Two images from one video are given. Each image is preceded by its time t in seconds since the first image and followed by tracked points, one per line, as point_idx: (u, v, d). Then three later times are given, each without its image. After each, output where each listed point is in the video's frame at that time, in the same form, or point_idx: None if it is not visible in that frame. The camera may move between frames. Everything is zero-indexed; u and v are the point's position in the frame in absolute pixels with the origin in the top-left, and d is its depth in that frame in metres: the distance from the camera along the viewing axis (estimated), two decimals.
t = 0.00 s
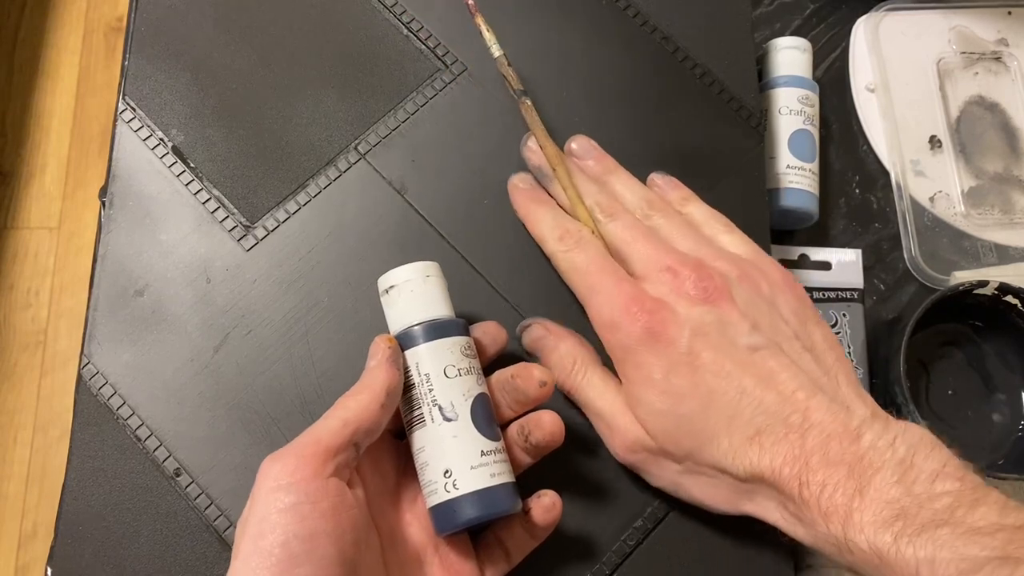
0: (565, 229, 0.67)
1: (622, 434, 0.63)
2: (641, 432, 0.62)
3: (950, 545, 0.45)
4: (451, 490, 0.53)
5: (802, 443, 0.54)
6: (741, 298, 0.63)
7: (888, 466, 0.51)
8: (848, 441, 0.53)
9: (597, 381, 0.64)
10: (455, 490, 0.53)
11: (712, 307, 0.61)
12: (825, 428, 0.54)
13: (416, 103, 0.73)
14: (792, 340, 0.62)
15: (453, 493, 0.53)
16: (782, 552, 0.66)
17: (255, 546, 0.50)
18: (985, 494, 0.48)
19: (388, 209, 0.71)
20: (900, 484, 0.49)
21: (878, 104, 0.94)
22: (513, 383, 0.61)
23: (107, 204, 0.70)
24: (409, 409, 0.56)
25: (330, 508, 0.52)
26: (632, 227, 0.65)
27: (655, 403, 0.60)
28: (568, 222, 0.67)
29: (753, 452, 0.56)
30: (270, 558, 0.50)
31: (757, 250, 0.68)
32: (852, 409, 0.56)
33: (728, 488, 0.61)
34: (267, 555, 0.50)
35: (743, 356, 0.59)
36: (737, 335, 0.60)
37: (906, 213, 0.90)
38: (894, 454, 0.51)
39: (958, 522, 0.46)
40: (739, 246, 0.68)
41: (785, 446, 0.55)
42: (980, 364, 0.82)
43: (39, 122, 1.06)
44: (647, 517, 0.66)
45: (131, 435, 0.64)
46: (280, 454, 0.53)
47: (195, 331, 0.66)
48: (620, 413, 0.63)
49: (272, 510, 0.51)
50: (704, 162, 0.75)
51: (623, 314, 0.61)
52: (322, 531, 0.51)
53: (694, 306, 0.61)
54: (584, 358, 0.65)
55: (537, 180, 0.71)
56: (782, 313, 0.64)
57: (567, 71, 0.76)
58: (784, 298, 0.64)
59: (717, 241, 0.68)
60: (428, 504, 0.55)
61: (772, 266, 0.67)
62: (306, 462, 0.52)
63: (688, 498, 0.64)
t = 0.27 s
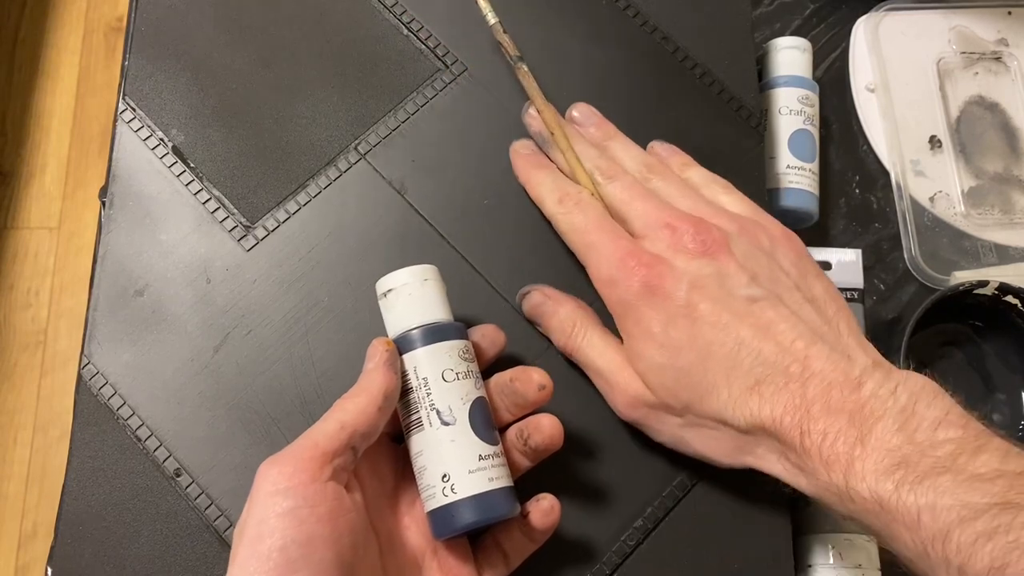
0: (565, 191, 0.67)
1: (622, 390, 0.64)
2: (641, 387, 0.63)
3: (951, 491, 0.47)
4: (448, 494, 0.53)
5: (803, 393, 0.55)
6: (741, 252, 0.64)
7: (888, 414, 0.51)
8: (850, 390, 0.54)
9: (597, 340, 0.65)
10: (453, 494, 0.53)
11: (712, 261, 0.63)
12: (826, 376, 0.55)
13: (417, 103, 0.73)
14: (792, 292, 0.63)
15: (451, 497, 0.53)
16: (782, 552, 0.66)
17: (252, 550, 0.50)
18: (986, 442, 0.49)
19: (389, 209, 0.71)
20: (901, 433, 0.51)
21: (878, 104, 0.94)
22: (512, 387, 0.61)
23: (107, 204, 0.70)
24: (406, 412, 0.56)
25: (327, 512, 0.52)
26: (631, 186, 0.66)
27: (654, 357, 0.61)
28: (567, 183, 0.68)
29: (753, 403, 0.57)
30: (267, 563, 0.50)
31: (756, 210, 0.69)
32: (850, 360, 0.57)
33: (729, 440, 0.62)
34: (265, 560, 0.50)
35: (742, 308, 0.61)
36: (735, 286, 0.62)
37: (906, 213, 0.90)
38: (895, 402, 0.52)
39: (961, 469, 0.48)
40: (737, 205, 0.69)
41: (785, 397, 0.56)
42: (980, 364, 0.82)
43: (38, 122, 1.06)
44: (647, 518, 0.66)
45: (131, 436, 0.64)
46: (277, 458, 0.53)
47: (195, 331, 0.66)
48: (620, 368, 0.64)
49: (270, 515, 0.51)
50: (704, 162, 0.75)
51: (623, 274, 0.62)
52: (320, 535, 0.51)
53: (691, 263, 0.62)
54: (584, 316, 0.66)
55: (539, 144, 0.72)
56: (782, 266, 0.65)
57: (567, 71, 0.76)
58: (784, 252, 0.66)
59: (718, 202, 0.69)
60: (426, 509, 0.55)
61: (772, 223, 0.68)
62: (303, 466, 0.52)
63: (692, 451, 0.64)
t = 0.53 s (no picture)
0: (594, 164, 0.69)
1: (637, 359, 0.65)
2: (658, 356, 0.64)
3: (974, 476, 0.47)
4: (446, 494, 0.53)
5: (822, 369, 0.55)
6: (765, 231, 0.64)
7: (910, 396, 0.51)
8: (871, 370, 0.53)
9: (615, 311, 0.66)
10: (451, 494, 0.53)
11: (734, 235, 0.63)
12: (845, 355, 0.55)
13: (416, 103, 0.73)
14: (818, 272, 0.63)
15: (448, 497, 0.53)
16: (781, 552, 0.66)
17: (250, 551, 0.50)
18: (1009, 429, 0.49)
19: (389, 209, 0.71)
20: (922, 415, 0.50)
21: (878, 104, 0.94)
22: (512, 387, 0.61)
23: (107, 204, 0.70)
24: (405, 412, 0.56)
25: (325, 513, 0.52)
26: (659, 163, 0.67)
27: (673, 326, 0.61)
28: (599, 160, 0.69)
29: (769, 375, 0.57)
30: (265, 563, 0.50)
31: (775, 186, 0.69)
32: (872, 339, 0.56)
33: (743, 416, 0.61)
34: (262, 560, 0.50)
35: (764, 282, 0.60)
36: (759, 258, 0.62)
37: (906, 214, 0.90)
38: (917, 384, 0.51)
39: (983, 454, 0.47)
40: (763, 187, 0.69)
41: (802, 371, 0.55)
42: (980, 364, 0.82)
43: (38, 122, 1.06)
44: (646, 517, 0.66)
45: (131, 436, 0.64)
46: (275, 458, 0.53)
47: (195, 331, 0.66)
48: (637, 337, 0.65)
49: (268, 515, 0.51)
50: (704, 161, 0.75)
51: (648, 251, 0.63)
52: (318, 536, 0.51)
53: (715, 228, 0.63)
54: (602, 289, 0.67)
55: (552, 117, 0.74)
56: (807, 246, 0.65)
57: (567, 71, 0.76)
58: (809, 233, 0.66)
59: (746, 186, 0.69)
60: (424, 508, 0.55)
61: (797, 208, 0.68)
62: (301, 466, 0.52)
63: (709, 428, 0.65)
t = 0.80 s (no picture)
0: (611, 189, 0.70)
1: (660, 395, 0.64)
2: (680, 390, 0.63)
3: (1007, 525, 0.46)
4: (447, 491, 0.53)
5: (848, 414, 0.56)
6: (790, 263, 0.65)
7: (937, 444, 0.52)
8: (899, 416, 0.54)
9: (637, 338, 0.66)
10: (451, 491, 0.53)
11: (759, 268, 0.64)
12: (873, 399, 0.56)
13: (417, 103, 0.73)
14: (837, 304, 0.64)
15: (449, 494, 0.53)
16: (781, 552, 0.66)
17: (250, 546, 0.50)
18: None
19: (389, 209, 0.71)
20: (952, 463, 0.51)
21: (878, 104, 0.94)
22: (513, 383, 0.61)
23: (107, 204, 0.70)
24: (406, 409, 0.56)
25: (325, 509, 0.52)
26: (676, 193, 0.69)
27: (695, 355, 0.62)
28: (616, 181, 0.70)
29: (798, 419, 0.58)
30: (265, 559, 0.50)
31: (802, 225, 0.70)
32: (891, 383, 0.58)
33: (765, 456, 0.62)
34: (263, 556, 0.50)
35: (792, 320, 0.61)
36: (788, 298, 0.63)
37: (906, 214, 0.90)
38: (945, 430, 0.53)
39: (1016, 501, 0.47)
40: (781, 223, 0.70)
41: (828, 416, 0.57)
42: (980, 364, 0.82)
43: (38, 122, 1.06)
44: (646, 517, 0.66)
45: (131, 435, 0.64)
46: (276, 455, 0.53)
47: (194, 331, 0.66)
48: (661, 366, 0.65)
49: (268, 511, 0.51)
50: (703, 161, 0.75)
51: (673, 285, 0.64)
52: (319, 532, 0.51)
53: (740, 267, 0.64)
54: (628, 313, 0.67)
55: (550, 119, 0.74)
56: (828, 282, 0.66)
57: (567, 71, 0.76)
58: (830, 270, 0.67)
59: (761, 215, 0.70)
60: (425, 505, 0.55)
61: (818, 241, 0.69)
62: (302, 463, 0.52)
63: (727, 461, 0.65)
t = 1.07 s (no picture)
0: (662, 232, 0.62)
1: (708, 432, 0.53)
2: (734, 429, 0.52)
3: None
4: (444, 496, 0.53)
5: (924, 431, 0.49)
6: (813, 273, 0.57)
7: (1015, 457, 0.47)
8: (970, 429, 0.49)
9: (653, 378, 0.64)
10: (449, 496, 0.53)
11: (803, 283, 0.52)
12: (936, 411, 0.49)
13: (416, 103, 0.73)
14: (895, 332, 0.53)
15: (446, 499, 0.53)
16: (781, 552, 0.66)
17: (245, 546, 0.50)
18: None
19: (389, 209, 0.71)
20: None
21: (878, 104, 0.94)
22: (507, 382, 0.61)
23: (107, 204, 0.69)
24: (401, 411, 0.56)
25: (318, 506, 0.52)
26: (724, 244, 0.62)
27: (764, 400, 0.49)
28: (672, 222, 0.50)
29: (872, 446, 0.49)
30: (260, 558, 0.50)
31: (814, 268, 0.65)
32: (969, 411, 0.49)
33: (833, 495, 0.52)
34: (257, 555, 0.50)
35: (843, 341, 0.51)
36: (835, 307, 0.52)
37: (906, 214, 0.90)
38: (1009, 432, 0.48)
39: None
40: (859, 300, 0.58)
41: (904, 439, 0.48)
42: (980, 364, 0.82)
43: (38, 122, 1.06)
44: (647, 517, 0.66)
45: (131, 435, 0.64)
46: (266, 455, 0.53)
47: (195, 331, 0.66)
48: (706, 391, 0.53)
49: (261, 510, 0.51)
50: (703, 161, 0.75)
51: (727, 327, 0.48)
52: (312, 530, 0.51)
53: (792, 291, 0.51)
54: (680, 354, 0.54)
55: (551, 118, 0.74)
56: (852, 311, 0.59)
57: (567, 71, 0.76)
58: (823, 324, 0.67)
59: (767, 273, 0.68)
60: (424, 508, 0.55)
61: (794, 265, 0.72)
62: (292, 460, 0.52)
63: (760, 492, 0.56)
